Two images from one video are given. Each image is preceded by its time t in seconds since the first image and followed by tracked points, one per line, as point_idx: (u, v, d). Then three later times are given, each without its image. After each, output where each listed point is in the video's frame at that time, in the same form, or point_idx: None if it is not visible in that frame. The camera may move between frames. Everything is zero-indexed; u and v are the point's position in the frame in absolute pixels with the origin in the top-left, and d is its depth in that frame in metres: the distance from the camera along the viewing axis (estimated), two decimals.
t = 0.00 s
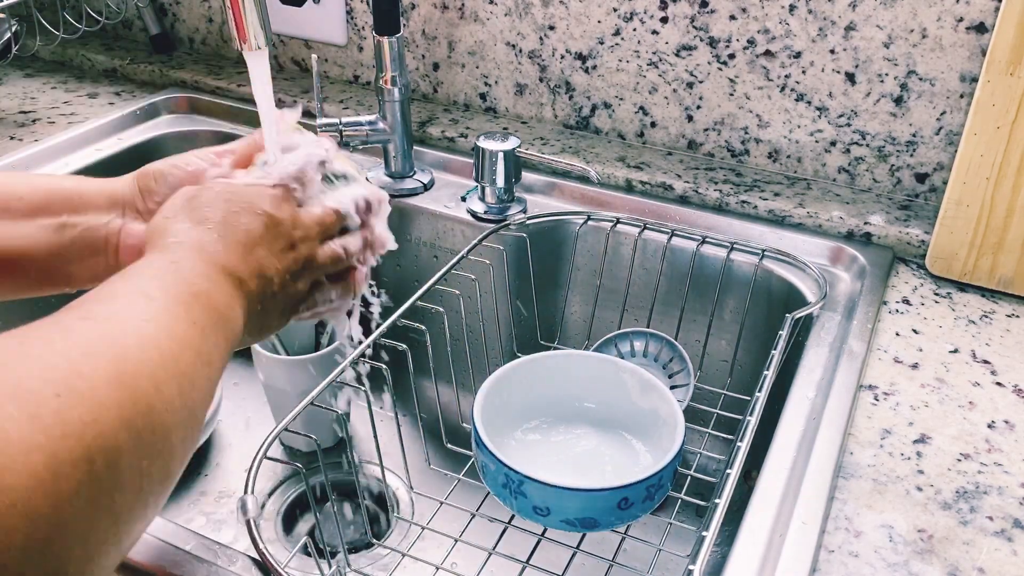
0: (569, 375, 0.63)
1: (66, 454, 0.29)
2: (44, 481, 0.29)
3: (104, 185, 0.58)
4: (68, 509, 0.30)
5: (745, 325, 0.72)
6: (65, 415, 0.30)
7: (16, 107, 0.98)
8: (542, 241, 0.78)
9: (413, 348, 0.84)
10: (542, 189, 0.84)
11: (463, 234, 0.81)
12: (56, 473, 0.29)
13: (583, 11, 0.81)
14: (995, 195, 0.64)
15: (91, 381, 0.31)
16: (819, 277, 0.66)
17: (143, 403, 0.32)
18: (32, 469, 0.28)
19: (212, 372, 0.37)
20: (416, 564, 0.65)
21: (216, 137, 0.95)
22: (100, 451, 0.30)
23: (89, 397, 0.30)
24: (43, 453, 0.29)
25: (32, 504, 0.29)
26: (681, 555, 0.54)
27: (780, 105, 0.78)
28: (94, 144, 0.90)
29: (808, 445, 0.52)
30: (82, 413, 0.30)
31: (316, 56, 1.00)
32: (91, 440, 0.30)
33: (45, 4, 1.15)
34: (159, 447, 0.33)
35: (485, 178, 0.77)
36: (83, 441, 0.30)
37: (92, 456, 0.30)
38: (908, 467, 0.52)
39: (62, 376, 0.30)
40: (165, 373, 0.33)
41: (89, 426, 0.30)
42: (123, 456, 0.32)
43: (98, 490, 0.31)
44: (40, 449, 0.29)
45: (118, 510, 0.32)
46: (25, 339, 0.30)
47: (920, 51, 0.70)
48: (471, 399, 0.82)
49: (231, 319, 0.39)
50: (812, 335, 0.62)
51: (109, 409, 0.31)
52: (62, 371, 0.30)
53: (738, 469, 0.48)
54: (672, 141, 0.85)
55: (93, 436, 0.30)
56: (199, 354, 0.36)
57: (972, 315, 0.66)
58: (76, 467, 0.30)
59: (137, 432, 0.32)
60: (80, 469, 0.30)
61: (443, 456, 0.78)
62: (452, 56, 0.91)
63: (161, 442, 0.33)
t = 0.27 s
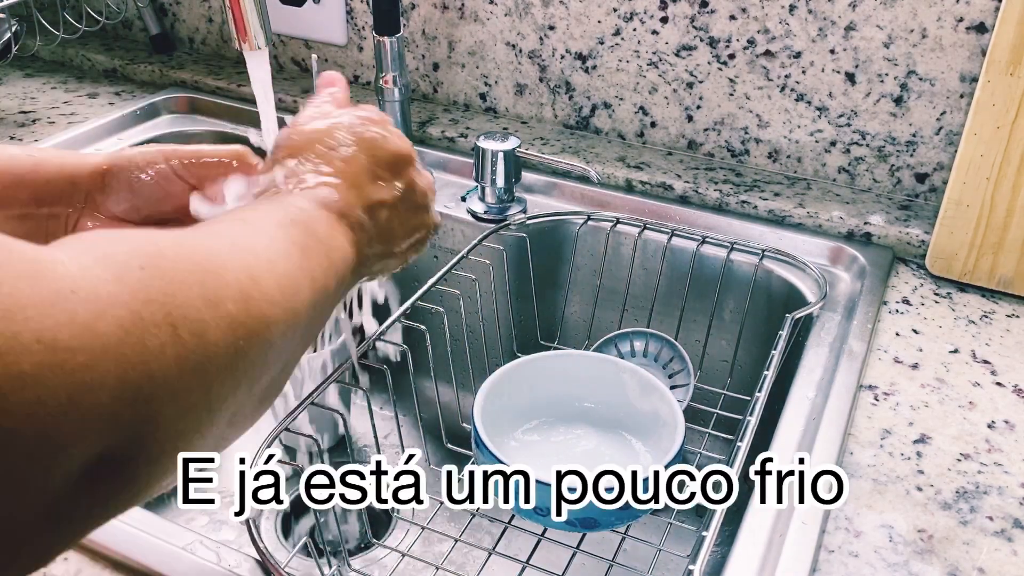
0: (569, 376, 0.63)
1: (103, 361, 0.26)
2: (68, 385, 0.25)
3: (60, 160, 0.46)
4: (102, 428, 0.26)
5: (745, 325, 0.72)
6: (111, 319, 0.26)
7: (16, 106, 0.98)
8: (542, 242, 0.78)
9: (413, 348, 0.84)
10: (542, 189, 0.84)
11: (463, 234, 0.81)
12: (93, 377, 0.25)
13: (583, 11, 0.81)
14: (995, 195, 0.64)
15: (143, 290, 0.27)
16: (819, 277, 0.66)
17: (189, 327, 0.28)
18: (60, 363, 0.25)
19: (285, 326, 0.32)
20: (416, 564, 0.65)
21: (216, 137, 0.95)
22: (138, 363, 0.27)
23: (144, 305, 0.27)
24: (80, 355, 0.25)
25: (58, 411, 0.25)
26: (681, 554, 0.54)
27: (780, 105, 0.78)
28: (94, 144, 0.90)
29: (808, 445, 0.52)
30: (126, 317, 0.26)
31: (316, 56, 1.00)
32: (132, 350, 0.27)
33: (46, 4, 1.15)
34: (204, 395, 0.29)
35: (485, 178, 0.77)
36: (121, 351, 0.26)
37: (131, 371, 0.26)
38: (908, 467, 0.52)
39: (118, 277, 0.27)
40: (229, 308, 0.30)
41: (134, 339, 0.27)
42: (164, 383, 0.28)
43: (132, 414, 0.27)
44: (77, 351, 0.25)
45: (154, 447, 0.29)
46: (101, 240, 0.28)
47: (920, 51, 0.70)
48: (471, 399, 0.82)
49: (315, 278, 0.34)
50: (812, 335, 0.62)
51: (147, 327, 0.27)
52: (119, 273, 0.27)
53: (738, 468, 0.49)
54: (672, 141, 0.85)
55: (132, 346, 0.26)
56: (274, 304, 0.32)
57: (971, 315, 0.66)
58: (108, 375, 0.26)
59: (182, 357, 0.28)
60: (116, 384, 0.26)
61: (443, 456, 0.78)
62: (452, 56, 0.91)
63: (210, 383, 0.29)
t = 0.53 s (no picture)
0: (569, 377, 0.63)
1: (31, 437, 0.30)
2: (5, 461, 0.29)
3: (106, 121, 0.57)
4: (38, 494, 0.30)
5: (745, 325, 0.72)
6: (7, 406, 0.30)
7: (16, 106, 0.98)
8: (542, 242, 0.78)
9: (414, 347, 0.84)
10: (542, 189, 0.84)
11: (463, 234, 0.81)
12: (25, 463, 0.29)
13: (583, 11, 0.81)
14: (995, 195, 0.64)
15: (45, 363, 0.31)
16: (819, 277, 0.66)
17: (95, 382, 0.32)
18: None
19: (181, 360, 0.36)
20: (416, 564, 0.65)
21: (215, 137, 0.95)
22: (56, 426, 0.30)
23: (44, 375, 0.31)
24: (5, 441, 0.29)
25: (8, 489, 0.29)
26: (680, 554, 0.54)
27: (780, 105, 0.78)
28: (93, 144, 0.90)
29: (808, 445, 0.52)
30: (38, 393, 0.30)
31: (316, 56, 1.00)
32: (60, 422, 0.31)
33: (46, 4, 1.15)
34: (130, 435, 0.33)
35: (485, 178, 0.77)
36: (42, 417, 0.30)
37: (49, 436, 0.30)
38: (908, 467, 0.52)
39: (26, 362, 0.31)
40: (120, 360, 0.33)
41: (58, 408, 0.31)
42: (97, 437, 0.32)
43: (67, 473, 0.31)
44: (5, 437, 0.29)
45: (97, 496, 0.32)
46: None
47: (920, 51, 0.70)
48: (471, 399, 0.82)
49: (188, 300, 0.38)
50: (812, 335, 0.62)
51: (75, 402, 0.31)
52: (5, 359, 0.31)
53: (738, 468, 0.49)
54: (672, 141, 0.85)
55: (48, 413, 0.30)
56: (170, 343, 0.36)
57: (972, 315, 0.66)
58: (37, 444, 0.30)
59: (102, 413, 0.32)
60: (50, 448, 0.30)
61: (443, 456, 0.78)
62: (452, 56, 0.91)
63: (130, 430, 0.33)
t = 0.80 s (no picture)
0: (569, 377, 0.63)
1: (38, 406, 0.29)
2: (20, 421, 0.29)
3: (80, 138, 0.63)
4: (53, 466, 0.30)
5: (745, 325, 0.72)
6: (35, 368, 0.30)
7: (16, 106, 0.98)
8: (542, 242, 0.78)
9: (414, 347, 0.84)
10: (542, 189, 0.84)
11: (463, 234, 0.81)
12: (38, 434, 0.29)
13: (583, 11, 0.81)
14: (995, 195, 0.64)
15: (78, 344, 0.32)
16: (819, 277, 0.66)
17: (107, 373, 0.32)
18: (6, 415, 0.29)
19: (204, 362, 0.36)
20: (415, 564, 0.65)
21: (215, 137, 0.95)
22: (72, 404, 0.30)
23: (88, 352, 0.31)
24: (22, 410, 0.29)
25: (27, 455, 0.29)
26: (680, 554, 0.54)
27: (780, 105, 0.78)
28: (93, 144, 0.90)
29: (808, 445, 0.52)
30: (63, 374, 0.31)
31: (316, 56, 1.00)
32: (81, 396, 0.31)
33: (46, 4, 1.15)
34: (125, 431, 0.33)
35: (485, 178, 0.77)
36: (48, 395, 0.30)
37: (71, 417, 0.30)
38: (908, 467, 0.52)
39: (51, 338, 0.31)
40: (126, 351, 0.33)
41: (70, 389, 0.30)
42: (119, 424, 0.32)
43: (81, 446, 0.30)
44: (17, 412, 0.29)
45: (100, 492, 0.32)
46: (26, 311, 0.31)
47: (921, 51, 0.70)
48: (470, 399, 0.82)
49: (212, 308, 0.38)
50: (812, 335, 0.62)
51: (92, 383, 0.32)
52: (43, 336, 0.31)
53: (738, 468, 0.49)
54: (672, 141, 0.85)
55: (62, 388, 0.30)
56: (198, 344, 0.36)
57: (972, 316, 0.66)
58: (61, 421, 0.30)
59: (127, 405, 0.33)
60: (65, 421, 0.30)
61: (443, 456, 0.78)
62: (452, 56, 0.91)
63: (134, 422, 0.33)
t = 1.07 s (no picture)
0: (569, 377, 0.63)
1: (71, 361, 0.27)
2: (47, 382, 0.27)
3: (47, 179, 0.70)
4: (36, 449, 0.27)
5: (745, 325, 0.72)
6: (74, 320, 0.28)
7: (16, 107, 0.98)
8: (542, 242, 0.78)
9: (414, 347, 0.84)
10: (542, 189, 0.84)
11: (463, 234, 0.81)
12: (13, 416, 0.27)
13: (583, 11, 0.81)
14: (995, 194, 0.64)
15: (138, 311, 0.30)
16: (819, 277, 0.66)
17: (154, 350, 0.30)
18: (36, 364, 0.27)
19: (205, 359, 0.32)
20: (415, 564, 0.65)
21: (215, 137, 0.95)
22: (102, 365, 0.28)
23: (124, 325, 0.29)
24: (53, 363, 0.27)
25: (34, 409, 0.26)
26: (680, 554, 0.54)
27: (780, 105, 0.78)
28: (93, 144, 0.90)
29: (808, 445, 0.52)
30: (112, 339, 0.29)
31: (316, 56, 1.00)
32: (117, 359, 0.29)
33: (46, 4, 1.15)
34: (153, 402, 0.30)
35: (485, 178, 0.77)
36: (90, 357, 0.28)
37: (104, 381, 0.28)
38: (908, 467, 0.52)
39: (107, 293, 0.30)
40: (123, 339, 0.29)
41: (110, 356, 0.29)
42: (141, 400, 0.30)
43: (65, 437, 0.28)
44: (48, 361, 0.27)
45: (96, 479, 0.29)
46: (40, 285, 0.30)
47: (920, 51, 0.70)
48: (470, 399, 0.82)
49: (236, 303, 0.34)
50: (812, 335, 0.62)
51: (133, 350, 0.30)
52: (107, 293, 0.30)
53: (738, 468, 0.49)
54: (672, 141, 0.85)
55: (105, 351, 0.29)
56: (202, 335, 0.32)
57: (972, 316, 0.66)
58: (88, 387, 0.28)
59: (164, 377, 0.30)
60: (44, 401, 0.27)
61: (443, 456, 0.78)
62: (452, 56, 0.91)
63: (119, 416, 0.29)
